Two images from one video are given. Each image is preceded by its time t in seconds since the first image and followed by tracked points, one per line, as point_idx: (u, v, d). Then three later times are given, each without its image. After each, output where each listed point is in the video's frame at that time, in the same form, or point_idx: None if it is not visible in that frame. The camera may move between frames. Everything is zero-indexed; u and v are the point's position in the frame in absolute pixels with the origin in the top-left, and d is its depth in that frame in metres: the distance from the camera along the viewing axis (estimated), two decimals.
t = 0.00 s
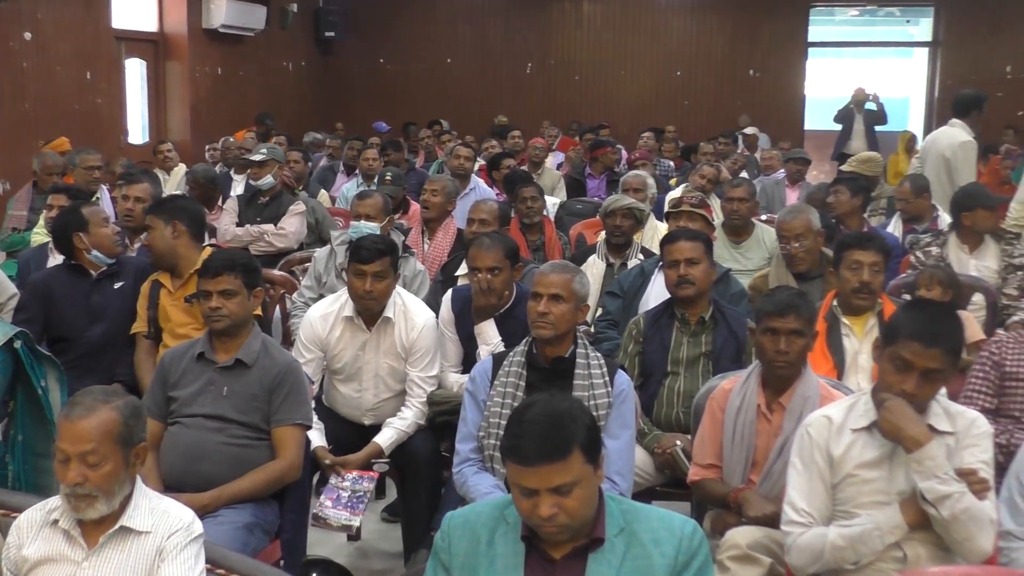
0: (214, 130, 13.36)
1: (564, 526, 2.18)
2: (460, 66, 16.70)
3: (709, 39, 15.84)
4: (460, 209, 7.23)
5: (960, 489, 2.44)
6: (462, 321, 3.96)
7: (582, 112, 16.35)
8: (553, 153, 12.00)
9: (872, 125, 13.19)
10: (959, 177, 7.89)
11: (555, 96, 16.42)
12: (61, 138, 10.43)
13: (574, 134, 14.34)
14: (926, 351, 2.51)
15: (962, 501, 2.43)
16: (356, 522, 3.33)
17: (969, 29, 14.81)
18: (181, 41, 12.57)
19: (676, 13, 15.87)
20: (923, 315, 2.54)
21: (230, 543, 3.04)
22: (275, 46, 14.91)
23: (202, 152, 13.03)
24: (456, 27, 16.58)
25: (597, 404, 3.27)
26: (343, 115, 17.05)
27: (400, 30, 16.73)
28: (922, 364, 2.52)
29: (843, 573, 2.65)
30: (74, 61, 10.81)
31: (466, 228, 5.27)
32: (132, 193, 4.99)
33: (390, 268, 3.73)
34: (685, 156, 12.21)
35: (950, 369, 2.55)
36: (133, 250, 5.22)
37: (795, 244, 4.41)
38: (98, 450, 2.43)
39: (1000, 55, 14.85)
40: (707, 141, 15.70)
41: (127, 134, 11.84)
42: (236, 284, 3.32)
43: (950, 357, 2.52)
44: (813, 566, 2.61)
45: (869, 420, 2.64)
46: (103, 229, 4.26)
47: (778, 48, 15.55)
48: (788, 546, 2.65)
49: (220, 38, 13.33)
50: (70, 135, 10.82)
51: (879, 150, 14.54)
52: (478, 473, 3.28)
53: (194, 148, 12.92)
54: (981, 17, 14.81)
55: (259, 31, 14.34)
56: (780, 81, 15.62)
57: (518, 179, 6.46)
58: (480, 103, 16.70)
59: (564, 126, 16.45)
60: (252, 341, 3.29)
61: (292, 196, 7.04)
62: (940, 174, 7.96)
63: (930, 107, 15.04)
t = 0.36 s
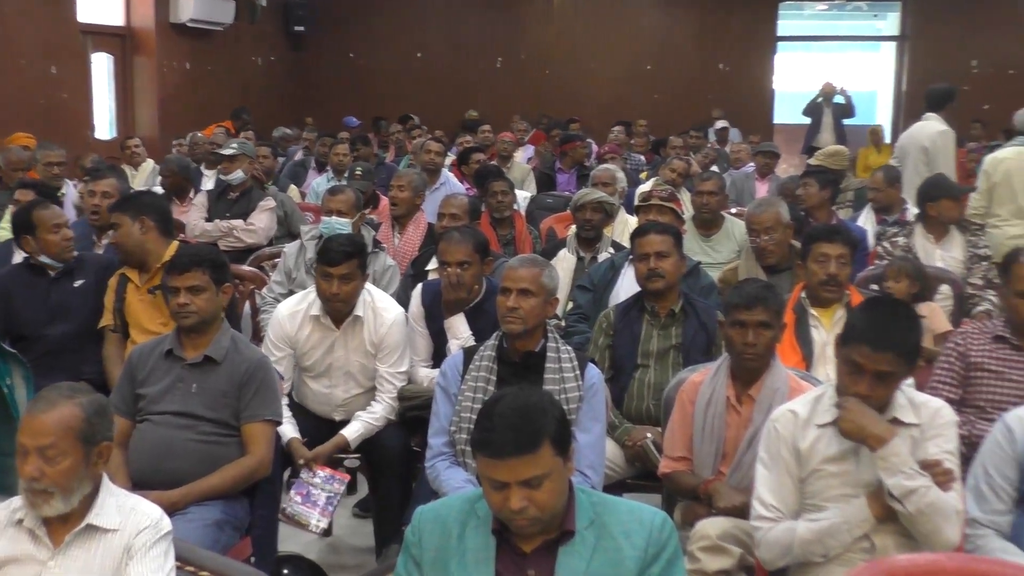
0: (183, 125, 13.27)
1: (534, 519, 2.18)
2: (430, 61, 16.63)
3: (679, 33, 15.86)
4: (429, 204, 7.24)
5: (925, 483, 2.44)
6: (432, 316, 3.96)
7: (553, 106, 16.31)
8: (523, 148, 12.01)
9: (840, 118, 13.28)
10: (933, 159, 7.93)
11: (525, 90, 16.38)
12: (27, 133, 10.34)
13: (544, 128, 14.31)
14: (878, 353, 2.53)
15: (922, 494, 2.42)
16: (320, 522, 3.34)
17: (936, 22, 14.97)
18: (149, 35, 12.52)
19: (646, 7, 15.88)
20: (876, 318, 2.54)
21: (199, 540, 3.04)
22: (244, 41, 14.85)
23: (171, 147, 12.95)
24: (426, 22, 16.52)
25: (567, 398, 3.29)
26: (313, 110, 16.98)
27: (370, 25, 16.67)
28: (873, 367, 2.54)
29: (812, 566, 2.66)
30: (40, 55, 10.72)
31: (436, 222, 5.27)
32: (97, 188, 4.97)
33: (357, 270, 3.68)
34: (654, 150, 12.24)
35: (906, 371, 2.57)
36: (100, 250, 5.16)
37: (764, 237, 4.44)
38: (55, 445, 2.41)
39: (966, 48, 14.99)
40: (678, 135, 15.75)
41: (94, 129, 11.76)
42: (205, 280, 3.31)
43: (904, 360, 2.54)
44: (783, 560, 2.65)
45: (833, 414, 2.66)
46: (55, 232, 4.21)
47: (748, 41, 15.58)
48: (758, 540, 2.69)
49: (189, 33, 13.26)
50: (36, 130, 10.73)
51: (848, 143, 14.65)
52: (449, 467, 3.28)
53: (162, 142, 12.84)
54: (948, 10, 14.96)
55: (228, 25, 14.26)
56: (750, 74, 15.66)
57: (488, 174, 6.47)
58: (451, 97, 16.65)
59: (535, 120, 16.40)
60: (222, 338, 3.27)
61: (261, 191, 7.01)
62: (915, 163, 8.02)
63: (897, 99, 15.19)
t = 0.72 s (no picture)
0: (104, 112, 13.05)
1: (463, 505, 2.18)
2: (358, 47, 16.48)
3: (608, 20, 15.89)
4: (358, 191, 7.19)
5: (846, 478, 2.48)
6: (360, 304, 3.94)
7: (482, 94, 16.25)
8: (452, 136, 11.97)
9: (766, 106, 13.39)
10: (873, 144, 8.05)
11: (454, 77, 16.29)
12: None
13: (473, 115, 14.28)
14: (795, 340, 2.55)
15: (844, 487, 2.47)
16: (256, 513, 3.30)
17: (859, 12, 15.17)
18: (68, 20, 12.31)
19: None
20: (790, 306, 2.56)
21: (124, 532, 3.02)
22: (168, 26, 14.63)
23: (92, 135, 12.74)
24: (354, 8, 16.37)
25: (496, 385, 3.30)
26: (241, 97, 16.77)
27: (298, 11, 16.48)
28: (789, 353, 2.56)
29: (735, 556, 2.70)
30: None
31: (364, 209, 5.26)
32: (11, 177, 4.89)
33: (281, 261, 3.65)
34: (584, 138, 12.30)
35: (823, 357, 2.60)
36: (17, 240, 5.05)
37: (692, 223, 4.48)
38: None
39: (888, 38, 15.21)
40: (608, 123, 15.81)
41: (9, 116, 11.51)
42: (128, 269, 3.22)
43: (822, 348, 2.57)
44: (706, 550, 2.67)
45: (755, 404, 2.68)
46: None
47: (676, 29, 15.66)
48: (682, 531, 2.71)
49: (111, 18, 13.05)
50: None
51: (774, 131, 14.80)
52: (378, 455, 3.27)
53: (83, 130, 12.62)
54: (870, 1, 15.17)
55: (151, 10, 14.03)
56: (678, 62, 15.75)
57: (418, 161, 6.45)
58: (379, 84, 16.50)
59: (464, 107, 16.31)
60: (146, 327, 3.22)
61: (185, 177, 6.93)
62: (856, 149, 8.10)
63: (823, 88, 15.40)
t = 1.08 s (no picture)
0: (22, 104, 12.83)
1: (392, 500, 2.18)
2: (286, 38, 16.32)
3: (537, 12, 15.94)
4: (286, 181, 7.11)
5: (795, 472, 2.48)
6: (289, 297, 3.91)
7: (411, 85, 16.17)
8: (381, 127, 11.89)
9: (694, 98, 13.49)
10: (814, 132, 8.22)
11: (382, 68, 16.19)
12: None
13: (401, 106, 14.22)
14: (695, 317, 2.50)
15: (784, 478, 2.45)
16: (182, 509, 3.27)
17: (785, 5, 15.34)
18: None
19: None
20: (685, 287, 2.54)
21: (48, 530, 2.98)
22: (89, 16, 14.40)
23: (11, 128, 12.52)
24: None
25: (427, 377, 3.30)
26: (165, 88, 16.54)
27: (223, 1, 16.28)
28: (690, 332, 2.52)
29: (665, 550, 2.73)
30: None
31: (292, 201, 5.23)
32: None
33: (208, 254, 3.60)
34: (515, 129, 12.34)
35: (726, 334, 2.56)
36: None
37: (623, 214, 4.53)
38: None
39: (812, 31, 15.41)
40: (538, 115, 15.85)
41: None
42: (50, 263, 3.15)
43: (725, 325, 2.53)
44: (614, 546, 2.62)
45: (669, 397, 2.62)
46: None
47: (605, 21, 15.75)
48: (592, 527, 2.65)
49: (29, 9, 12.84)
50: None
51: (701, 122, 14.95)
52: (308, 449, 3.27)
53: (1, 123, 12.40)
54: None
55: None
56: (608, 54, 15.83)
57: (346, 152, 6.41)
58: (307, 75, 16.34)
59: (394, 98, 16.21)
60: (69, 322, 3.17)
61: (109, 169, 6.82)
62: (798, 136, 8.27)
63: (750, 81, 15.58)
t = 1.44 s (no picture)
0: None
1: (342, 501, 2.17)
2: (236, 36, 16.18)
3: (488, 10, 15.96)
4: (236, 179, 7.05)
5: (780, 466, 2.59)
6: (238, 296, 3.89)
7: (363, 83, 16.12)
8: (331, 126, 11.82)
9: (645, 95, 13.56)
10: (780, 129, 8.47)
11: (333, 66, 16.10)
12: None
13: (352, 104, 14.15)
14: (606, 312, 2.55)
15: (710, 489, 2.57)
16: (130, 512, 3.23)
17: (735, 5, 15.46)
18: None
19: None
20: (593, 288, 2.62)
21: None
22: (32, 13, 14.16)
23: None
24: None
25: (378, 376, 3.29)
26: (113, 86, 16.32)
27: None
28: (604, 328, 2.56)
29: (610, 548, 2.74)
30: None
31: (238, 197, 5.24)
32: None
33: (139, 259, 3.50)
34: (468, 128, 12.34)
35: (643, 327, 2.59)
36: None
37: (575, 210, 4.57)
38: None
39: (761, 29, 15.54)
40: (490, 112, 15.86)
41: None
42: None
43: (637, 315, 2.56)
44: (552, 540, 2.58)
45: (602, 398, 2.65)
46: None
47: (556, 19, 15.79)
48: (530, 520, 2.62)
49: None
50: None
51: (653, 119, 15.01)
52: (258, 449, 3.25)
53: None
54: None
55: None
56: (559, 52, 15.88)
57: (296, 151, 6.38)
58: (257, 72, 16.20)
59: (344, 97, 16.14)
60: (13, 322, 3.12)
61: (56, 167, 6.73)
62: (762, 132, 8.52)
63: (701, 79, 15.69)
